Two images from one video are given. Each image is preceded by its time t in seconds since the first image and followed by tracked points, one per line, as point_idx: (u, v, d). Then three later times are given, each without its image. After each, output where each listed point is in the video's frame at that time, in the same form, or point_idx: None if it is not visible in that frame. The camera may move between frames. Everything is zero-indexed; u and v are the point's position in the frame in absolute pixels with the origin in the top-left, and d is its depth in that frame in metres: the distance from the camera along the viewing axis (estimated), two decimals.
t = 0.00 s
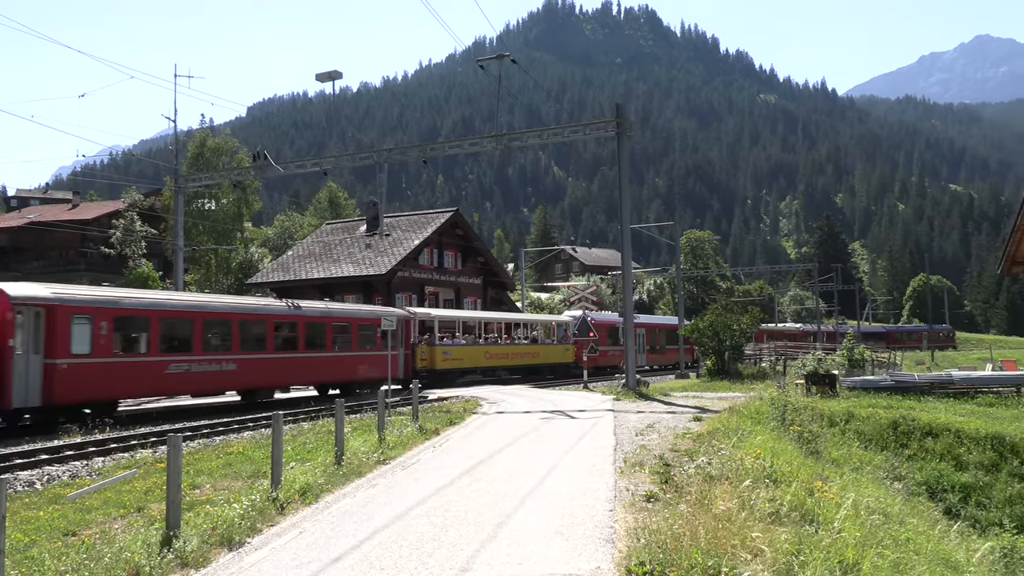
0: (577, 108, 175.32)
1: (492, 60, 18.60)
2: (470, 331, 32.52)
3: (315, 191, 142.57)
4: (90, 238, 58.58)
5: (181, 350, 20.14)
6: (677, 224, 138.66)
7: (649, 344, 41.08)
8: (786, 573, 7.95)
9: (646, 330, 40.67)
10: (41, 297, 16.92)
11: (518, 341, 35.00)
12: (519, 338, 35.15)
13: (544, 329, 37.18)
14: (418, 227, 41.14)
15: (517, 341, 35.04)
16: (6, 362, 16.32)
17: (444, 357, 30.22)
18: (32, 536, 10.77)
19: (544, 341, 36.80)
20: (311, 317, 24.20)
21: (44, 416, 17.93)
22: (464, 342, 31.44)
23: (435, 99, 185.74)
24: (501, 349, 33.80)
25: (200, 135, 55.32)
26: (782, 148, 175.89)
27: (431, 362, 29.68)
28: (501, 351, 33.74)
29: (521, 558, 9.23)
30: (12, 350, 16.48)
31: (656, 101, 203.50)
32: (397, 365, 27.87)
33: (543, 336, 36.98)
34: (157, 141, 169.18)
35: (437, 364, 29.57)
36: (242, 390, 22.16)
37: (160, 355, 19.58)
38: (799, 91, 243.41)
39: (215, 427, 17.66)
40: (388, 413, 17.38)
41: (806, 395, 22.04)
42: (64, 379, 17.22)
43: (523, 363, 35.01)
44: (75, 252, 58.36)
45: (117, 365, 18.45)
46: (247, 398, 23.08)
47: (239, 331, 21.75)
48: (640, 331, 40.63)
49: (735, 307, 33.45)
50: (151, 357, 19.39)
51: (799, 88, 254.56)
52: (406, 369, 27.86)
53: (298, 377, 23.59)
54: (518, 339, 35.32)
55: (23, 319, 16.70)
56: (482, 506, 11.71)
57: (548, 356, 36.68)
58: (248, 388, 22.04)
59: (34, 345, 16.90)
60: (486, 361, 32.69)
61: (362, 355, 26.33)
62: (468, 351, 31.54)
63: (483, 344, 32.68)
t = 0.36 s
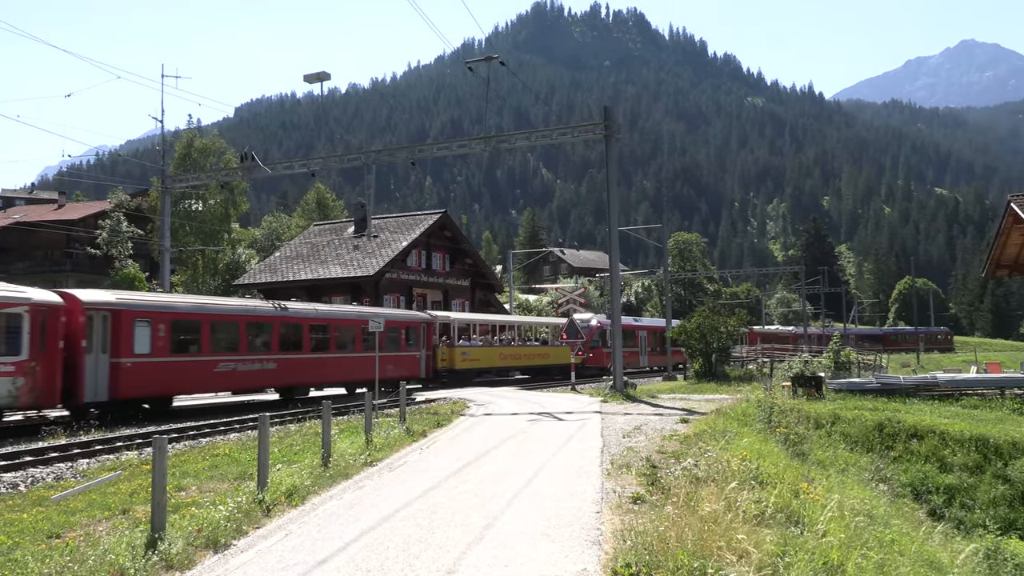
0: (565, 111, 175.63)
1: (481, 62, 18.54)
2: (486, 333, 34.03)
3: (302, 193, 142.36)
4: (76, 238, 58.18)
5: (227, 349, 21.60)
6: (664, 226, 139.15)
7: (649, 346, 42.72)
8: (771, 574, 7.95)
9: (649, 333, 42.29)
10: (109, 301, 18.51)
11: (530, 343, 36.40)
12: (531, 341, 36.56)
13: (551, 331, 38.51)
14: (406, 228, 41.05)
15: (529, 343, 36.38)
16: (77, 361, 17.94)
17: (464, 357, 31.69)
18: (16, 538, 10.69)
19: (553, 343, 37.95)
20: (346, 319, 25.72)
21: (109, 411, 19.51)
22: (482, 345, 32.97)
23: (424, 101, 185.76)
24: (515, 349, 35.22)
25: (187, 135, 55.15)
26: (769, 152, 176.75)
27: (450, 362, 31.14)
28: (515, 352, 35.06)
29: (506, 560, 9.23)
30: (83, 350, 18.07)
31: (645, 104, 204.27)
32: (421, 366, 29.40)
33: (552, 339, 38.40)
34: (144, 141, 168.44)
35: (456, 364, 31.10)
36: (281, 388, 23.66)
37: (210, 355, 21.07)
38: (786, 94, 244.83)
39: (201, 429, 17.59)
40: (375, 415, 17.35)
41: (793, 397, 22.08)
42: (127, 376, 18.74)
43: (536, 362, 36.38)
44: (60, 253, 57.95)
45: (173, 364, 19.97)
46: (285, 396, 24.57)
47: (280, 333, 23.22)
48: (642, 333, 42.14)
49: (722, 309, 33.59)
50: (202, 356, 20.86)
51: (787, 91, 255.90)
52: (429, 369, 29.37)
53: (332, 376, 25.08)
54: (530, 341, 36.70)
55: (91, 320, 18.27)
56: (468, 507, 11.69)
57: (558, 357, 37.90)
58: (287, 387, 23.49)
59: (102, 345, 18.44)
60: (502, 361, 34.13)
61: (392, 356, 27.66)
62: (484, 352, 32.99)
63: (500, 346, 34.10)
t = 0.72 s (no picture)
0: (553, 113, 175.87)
1: (466, 63, 18.55)
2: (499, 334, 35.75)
3: (288, 194, 141.98)
4: (59, 240, 57.80)
5: (267, 350, 23.34)
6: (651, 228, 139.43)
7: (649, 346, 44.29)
8: None
9: (648, 334, 44.04)
10: (165, 307, 20.22)
11: (538, 343, 38.07)
12: (539, 341, 38.28)
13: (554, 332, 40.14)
14: (393, 230, 40.98)
15: (537, 343, 38.01)
16: (137, 363, 19.69)
17: (479, 357, 33.49)
18: None
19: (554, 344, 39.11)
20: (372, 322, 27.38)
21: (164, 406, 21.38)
22: (496, 346, 34.74)
23: (411, 103, 185.72)
24: (525, 349, 36.90)
25: (172, 137, 54.90)
26: (755, 154, 177.47)
27: (466, 362, 32.93)
28: (524, 352, 36.69)
29: (492, 562, 9.21)
30: (142, 352, 19.81)
31: (632, 106, 204.85)
32: (439, 366, 31.29)
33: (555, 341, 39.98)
34: (131, 142, 167.65)
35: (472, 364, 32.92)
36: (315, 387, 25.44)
37: (252, 356, 22.80)
38: (773, 97, 246.11)
39: (186, 431, 17.51)
40: (361, 417, 17.31)
41: (778, 399, 22.12)
42: (181, 375, 20.50)
43: (543, 362, 38.03)
44: (44, 254, 57.55)
45: (220, 364, 21.69)
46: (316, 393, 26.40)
47: (312, 335, 24.91)
48: (642, 334, 43.86)
49: (709, 310, 33.78)
50: (245, 357, 22.59)
51: (773, 93, 257.22)
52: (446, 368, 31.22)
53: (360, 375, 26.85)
54: (539, 341, 38.35)
55: (149, 326, 19.99)
56: (454, 509, 11.67)
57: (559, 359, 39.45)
58: (320, 385, 25.24)
59: (158, 347, 20.21)
60: (514, 360, 35.87)
61: (413, 357, 29.53)
62: (497, 353, 34.76)
63: (512, 346, 35.82)
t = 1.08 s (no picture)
0: (537, 114, 176.13)
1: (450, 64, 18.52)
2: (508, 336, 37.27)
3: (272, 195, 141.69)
4: (40, 240, 57.40)
5: (298, 351, 24.88)
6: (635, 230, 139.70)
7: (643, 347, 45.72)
8: None
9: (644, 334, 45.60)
10: (208, 311, 21.87)
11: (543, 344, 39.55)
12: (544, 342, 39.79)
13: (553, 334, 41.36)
14: (377, 231, 40.95)
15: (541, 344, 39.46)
16: (185, 363, 21.31)
17: (491, 357, 35.08)
18: None
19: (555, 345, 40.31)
20: (392, 325, 28.88)
21: (206, 402, 23.01)
22: (505, 347, 36.24)
23: (396, 103, 185.66)
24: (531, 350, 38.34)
25: (155, 137, 54.61)
26: (738, 156, 178.30)
27: (477, 362, 34.48)
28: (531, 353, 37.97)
29: (475, 564, 9.20)
30: (190, 352, 21.41)
31: (617, 109, 205.66)
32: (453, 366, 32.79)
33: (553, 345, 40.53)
34: (112, 141, 166.46)
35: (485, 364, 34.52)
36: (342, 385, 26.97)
37: (285, 357, 24.37)
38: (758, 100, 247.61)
39: (168, 433, 17.42)
40: (344, 419, 17.25)
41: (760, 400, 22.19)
42: (223, 374, 22.10)
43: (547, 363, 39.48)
44: (25, 255, 57.14)
45: (256, 364, 23.26)
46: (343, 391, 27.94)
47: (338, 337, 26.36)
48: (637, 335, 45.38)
49: (692, 312, 33.88)
50: (278, 358, 24.14)
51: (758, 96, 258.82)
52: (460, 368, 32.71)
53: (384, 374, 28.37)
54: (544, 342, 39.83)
55: (196, 327, 21.57)
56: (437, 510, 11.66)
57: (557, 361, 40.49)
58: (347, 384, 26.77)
59: (203, 347, 21.79)
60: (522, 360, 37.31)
61: (429, 358, 31.09)
62: (507, 353, 36.23)
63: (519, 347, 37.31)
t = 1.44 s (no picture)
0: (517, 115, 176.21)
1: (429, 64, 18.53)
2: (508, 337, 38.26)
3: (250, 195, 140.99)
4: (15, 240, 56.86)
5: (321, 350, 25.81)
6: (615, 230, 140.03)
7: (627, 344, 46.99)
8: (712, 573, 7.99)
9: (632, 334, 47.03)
10: (243, 313, 22.88)
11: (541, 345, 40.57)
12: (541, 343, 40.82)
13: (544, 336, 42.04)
14: (356, 231, 40.82)
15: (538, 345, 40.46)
16: (222, 363, 22.31)
17: (495, 357, 36.06)
18: None
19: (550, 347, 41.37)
20: (407, 326, 29.77)
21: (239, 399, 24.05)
22: (507, 346, 37.18)
23: (376, 103, 185.24)
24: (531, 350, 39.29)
25: (132, 135, 54.21)
26: (717, 157, 179.16)
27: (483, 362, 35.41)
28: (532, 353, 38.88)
29: (454, 564, 9.16)
30: (226, 352, 22.41)
31: (598, 111, 206.28)
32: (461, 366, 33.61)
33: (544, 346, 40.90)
34: (89, 141, 165.01)
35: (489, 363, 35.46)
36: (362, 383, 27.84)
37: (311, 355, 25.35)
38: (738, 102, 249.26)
39: (145, 434, 17.31)
40: (322, 420, 17.17)
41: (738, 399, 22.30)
42: (256, 371, 23.11)
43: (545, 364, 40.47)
44: None
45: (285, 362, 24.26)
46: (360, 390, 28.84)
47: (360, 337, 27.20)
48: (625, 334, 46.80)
49: (671, 312, 33.98)
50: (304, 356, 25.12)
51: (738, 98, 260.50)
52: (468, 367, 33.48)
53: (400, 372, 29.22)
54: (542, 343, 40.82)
55: (232, 328, 22.60)
56: (414, 511, 11.61)
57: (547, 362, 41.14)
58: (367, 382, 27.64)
59: (238, 348, 22.79)
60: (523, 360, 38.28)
61: (441, 357, 31.96)
62: (509, 353, 37.20)
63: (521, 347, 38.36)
